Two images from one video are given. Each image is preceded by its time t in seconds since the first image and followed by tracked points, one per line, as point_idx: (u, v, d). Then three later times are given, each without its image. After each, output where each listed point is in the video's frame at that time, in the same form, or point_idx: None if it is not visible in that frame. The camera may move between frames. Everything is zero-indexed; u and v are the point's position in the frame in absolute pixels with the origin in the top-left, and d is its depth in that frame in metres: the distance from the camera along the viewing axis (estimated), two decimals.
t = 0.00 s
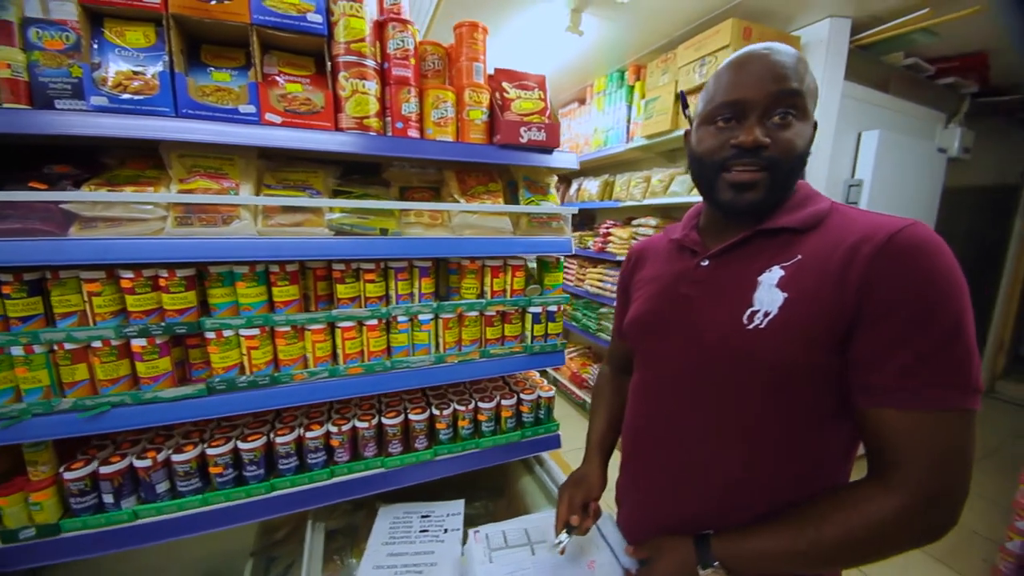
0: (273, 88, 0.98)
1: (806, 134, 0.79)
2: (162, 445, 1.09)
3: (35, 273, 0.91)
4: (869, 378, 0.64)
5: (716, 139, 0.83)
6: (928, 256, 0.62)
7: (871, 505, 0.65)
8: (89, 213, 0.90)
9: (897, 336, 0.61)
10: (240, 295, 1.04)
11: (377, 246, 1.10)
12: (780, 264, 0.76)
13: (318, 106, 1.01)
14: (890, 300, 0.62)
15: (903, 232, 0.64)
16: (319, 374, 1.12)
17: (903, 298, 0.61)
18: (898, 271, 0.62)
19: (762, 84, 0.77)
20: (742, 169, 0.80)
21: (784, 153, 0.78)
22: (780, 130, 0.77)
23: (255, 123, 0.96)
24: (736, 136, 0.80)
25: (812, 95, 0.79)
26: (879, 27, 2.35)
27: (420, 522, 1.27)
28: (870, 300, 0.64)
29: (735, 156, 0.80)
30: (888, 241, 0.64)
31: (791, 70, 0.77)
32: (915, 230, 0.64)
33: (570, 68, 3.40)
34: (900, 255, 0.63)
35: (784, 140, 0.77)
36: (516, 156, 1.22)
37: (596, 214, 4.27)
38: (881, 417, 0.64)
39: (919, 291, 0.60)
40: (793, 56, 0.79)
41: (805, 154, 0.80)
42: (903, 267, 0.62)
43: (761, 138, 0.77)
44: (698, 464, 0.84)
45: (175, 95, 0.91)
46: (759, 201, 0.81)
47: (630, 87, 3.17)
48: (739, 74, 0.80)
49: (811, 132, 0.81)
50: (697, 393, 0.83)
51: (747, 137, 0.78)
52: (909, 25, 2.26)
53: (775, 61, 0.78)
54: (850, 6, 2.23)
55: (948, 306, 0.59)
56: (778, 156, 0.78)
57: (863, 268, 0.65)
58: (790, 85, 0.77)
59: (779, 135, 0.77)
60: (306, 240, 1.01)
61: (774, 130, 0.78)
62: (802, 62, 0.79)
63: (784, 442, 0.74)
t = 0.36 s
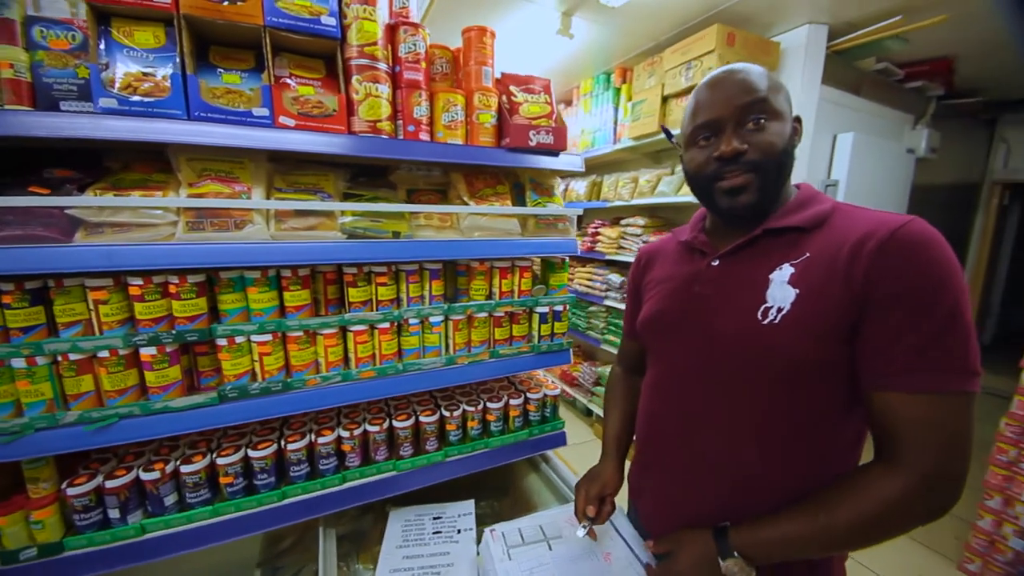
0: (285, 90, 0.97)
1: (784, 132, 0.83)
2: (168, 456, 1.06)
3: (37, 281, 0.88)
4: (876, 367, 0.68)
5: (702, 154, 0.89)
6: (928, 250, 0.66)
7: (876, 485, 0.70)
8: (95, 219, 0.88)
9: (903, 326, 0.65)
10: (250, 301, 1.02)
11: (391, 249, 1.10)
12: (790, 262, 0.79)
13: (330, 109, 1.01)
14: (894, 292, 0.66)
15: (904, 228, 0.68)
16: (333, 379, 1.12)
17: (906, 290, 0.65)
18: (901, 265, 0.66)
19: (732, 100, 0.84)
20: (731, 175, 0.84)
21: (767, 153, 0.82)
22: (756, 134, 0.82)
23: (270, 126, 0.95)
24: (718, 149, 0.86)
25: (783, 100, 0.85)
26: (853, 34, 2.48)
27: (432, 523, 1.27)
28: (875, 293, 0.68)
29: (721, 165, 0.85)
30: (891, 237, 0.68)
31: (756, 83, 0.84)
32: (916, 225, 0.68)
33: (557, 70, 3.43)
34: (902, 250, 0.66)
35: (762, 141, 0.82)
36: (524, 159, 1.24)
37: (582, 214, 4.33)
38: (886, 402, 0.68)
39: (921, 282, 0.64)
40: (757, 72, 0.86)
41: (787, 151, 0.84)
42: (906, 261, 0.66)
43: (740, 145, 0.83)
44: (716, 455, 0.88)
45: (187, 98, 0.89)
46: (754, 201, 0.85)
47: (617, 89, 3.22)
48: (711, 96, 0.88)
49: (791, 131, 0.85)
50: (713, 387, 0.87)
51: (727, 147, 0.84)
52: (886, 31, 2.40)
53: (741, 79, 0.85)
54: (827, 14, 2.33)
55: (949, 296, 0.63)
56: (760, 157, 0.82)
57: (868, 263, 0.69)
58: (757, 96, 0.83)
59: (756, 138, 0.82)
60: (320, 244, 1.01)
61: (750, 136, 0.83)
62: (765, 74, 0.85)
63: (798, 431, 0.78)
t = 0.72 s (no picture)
0: (284, 85, 0.91)
1: (789, 140, 0.84)
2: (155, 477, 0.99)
3: (10, 291, 0.81)
4: (881, 368, 0.68)
5: (707, 161, 0.89)
6: (930, 253, 0.67)
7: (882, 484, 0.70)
8: (75, 221, 0.81)
9: (905, 325, 0.66)
10: (246, 308, 0.96)
11: (394, 252, 1.06)
12: (797, 264, 0.80)
13: (332, 106, 0.96)
14: (898, 294, 0.66)
15: (906, 231, 0.69)
16: (334, 390, 1.06)
17: (910, 292, 0.65)
18: (905, 268, 0.66)
19: (738, 108, 0.85)
20: (737, 183, 0.85)
21: (772, 162, 0.83)
22: (762, 142, 0.83)
23: (270, 122, 0.90)
24: (723, 156, 0.87)
25: (786, 108, 0.86)
26: (826, 44, 2.60)
27: (437, 534, 1.24)
28: (880, 295, 0.68)
29: (728, 172, 0.85)
30: (893, 240, 0.69)
31: (761, 91, 0.85)
32: (916, 229, 0.69)
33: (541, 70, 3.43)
34: (905, 253, 0.67)
35: (768, 150, 0.83)
36: (529, 161, 1.22)
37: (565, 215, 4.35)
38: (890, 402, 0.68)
39: (922, 283, 0.65)
40: (762, 80, 0.87)
41: (790, 159, 0.85)
42: (910, 263, 0.66)
43: (746, 153, 0.84)
44: (725, 459, 0.88)
45: (177, 89, 0.83)
46: (758, 208, 0.86)
47: (600, 90, 3.25)
48: (716, 102, 0.88)
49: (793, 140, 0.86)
50: (723, 391, 0.87)
51: (732, 155, 0.84)
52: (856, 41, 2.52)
53: (747, 86, 0.85)
54: (802, 22, 2.43)
55: (952, 297, 0.64)
56: (766, 165, 0.83)
57: (872, 267, 0.70)
58: (762, 104, 0.84)
59: (762, 147, 0.83)
60: (323, 247, 0.96)
61: (756, 144, 0.84)
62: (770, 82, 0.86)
63: (807, 433, 0.78)
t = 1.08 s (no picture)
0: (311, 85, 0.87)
1: (818, 155, 0.79)
2: (178, 505, 0.94)
3: (16, 310, 0.74)
4: (948, 367, 0.68)
5: (732, 176, 0.86)
6: (986, 252, 0.67)
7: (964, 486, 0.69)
8: (92, 232, 0.74)
9: (974, 324, 0.65)
10: (273, 321, 0.91)
11: (425, 259, 1.02)
12: (847, 265, 0.77)
13: (359, 106, 0.92)
14: (962, 293, 0.66)
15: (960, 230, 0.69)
16: (366, 403, 1.02)
17: (975, 291, 0.65)
18: (968, 267, 0.66)
19: (765, 121, 0.80)
20: (761, 202, 0.82)
21: (799, 179, 0.79)
22: (789, 160, 0.79)
23: (297, 123, 0.84)
24: (746, 173, 0.83)
25: (820, 116, 0.80)
26: (819, 44, 2.67)
27: (470, 548, 1.20)
28: (942, 294, 0.68)
29: (752, 191, 0.82)
30: (951, 239, 0.69)
31: (792, 100, 0.79)
32: (969, 227, 0.69)
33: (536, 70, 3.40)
34: (965, 251, 0.67)
35: (793, 169, 0.79)
36: (557, 161, 1.20)
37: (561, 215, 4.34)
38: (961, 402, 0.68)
39: (989, 282, 0.65)
40: (796, 85, 0.80)
41: (821, 172, 0.81)
42: (972, 262, 0.66)
43: (772, 171, 0.80)
44: (777, 467, 0.84)
45: (201, 90, 0.77)
46: (785, 223, 0.83)
47: (596, 90, 3.24)
48: (743, 113, 0.82)
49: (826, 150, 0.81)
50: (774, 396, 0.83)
51: (756, 174, 0.81)
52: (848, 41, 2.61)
53: (777, 96, 0.80)
54: (798, 22, 2.47)
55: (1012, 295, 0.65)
56: (793, 183, 0.79)
57: (931, 266, 0.69)
58: (793, 115, 0.78)
59: (790, 164, 0.79)
60: (356, 254, 0.92)
61: (782, 162, 0.79)
62: (802, 89, 0.80)
63: (866, 438, 0.76)
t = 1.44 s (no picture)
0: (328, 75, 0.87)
1: (815, 176, 0.78)
2: (192, 508, 0.91)
3: (23, 310, 0.70)
4: (965, 355, 0.71)
5: (736, 200, 0.86)
6: (1002, 244, 0.70)
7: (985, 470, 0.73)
8: (105, 227, 0.71)
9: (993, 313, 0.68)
10: (290, 319, 0.89)
11: (442, 253, 1.01)
12: (867, 255, 0.79)
13: (376, 98, 0.91)
14: (980, 283, 0.69)
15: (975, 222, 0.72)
16: (383, 401, 1.01)
17: (992, 282, 0.68)
18: (986, 259, 0.69)
19: (759, 155, 0.78)
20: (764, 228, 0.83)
21: (799, 204, 0.79)
22: (784, 190, 0.78)
23: (316, 114, 0.83)
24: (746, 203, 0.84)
25: (818, 137, 0.77)
26: (807, 42, 2.76)
27: (485, 542, 1.20)
28: (961, 285, 0.71)
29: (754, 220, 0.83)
30: (967, 231, 0.72)
31: (785, 130, 0.76)
32: (984, 220, 0.72)
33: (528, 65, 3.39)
34: (982, 243, 0.70)
35: (790, 198, 0.78)
36: (569, 155, 1.20)
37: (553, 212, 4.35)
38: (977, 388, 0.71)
39: (1007, 273, 0.68)
40: (787, 110, 0.77)
41: (821, 191, 0.80)
42: (989, 254, 0.69)
43: (769, 202, 0.80)
44: (797, 453, 0.87)
45: (217, 79, 0.76)
46: (791, 237, 0.85)
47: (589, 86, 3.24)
48: (737, 146, 0.81)
49: (826, 166, 0.79)
50: (795, 385, 0.86)
51: (754, 207, 0.81)
52: (834, 41, 2.73)
53: (767, 129, 0.77)
54: (787, 21, 2.52)
55: None
56: (792, 209, 0.80)
57: (950, 257, 0.72)
58: (787, 147, 0.76)
59: (786, 194, 0.79)
60: (375, 248, 0.91)
61: (777, 192, 0.79)
62: (795, 114, 0.76)
63: (884, 423, 0.79)
